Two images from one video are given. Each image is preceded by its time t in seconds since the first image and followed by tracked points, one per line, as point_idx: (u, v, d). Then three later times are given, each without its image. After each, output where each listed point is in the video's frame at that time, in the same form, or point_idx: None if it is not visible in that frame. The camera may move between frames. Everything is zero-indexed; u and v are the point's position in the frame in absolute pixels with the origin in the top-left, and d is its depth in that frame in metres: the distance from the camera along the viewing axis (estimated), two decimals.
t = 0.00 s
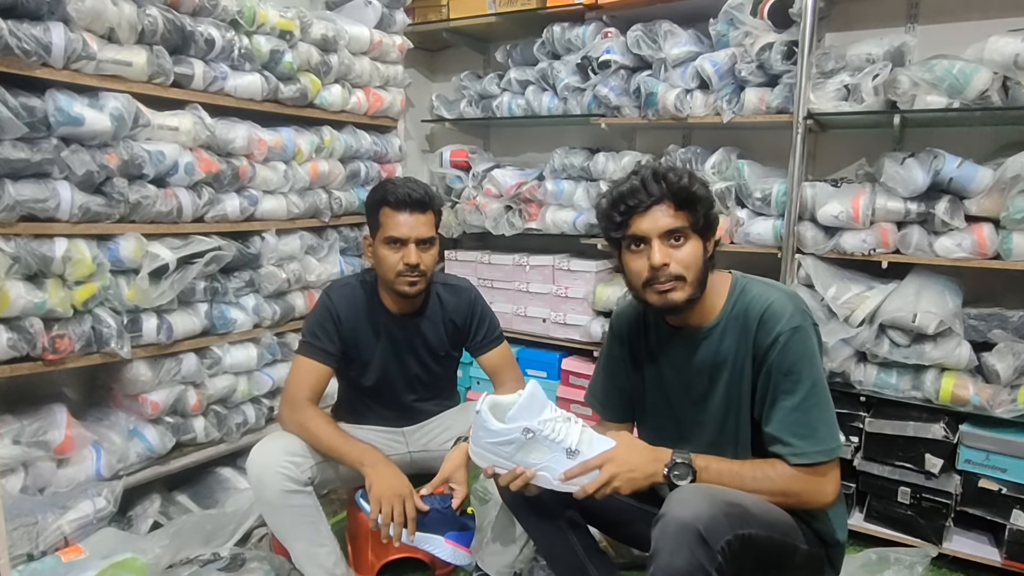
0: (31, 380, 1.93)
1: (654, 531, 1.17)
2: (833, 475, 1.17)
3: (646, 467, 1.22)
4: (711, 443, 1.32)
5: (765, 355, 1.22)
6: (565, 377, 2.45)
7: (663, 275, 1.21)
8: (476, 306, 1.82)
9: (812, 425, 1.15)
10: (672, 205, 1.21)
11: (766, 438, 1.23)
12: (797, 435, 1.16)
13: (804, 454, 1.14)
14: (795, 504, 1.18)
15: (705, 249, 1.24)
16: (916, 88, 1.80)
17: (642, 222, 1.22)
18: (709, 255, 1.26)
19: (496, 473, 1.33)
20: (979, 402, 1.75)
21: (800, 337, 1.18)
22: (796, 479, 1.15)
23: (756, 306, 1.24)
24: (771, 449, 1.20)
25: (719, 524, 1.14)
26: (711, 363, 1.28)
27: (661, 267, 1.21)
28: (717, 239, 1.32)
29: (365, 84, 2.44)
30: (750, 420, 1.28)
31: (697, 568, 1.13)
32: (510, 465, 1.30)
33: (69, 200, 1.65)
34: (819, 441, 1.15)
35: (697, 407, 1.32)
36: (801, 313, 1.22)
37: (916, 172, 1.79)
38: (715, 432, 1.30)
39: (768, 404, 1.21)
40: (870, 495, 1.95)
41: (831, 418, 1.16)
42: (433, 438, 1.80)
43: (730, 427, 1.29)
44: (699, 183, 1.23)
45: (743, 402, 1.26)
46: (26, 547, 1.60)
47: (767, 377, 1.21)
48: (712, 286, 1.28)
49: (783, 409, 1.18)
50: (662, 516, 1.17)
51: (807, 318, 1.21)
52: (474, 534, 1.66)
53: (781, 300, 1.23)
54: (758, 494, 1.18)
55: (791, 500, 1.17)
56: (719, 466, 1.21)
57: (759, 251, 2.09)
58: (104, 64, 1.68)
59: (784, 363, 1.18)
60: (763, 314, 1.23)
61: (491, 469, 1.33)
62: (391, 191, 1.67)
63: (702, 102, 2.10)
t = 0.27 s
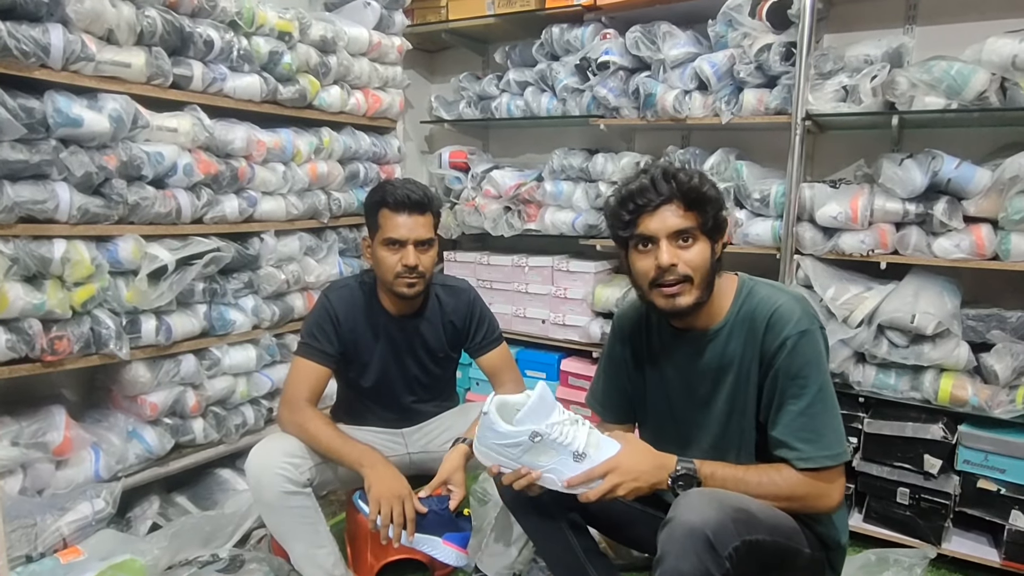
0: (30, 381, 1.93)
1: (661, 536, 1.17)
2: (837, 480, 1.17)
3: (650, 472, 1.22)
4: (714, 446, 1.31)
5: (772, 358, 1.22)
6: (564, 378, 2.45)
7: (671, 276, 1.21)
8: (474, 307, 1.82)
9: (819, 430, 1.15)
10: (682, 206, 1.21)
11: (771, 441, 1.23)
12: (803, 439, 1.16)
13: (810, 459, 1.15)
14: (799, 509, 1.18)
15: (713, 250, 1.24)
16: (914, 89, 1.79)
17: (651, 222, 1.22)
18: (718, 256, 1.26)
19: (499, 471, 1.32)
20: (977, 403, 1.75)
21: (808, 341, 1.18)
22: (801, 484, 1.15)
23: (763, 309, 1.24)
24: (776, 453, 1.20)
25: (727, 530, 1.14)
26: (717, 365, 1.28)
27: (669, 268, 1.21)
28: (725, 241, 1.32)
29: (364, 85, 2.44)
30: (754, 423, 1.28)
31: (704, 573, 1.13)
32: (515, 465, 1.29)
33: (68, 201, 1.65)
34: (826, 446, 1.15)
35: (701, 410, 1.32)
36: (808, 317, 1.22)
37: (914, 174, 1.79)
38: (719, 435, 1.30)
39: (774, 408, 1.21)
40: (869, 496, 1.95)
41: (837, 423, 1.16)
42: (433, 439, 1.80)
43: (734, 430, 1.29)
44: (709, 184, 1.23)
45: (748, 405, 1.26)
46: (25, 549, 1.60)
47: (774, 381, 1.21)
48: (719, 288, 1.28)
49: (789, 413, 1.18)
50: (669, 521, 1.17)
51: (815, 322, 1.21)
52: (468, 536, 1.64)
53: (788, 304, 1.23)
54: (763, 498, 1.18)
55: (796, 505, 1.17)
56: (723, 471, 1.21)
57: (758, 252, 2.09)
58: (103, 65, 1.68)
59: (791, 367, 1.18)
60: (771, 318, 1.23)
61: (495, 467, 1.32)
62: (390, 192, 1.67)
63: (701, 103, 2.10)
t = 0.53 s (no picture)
0: (29, 383, 1.93)
1: (664, 539, 1.17)
2: (838, 482, 1.18)
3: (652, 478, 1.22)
4: (716, 447, 1.32)
5: (775, 360, 1.22)
6: (563, 379, 2.46)
7: (675, 275, 1.21)
8: (472, 309, 1.83)
9: (821, 431, 1.16)
10: (686, 205, 1.22)
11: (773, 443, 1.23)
12: (806, 440, 1.16)
13: (813, 460, 1.15)
14: (801, 512, 1.18)
15: (716, 251, 1.25)
16: (911, 91, 1.80)
17: (655, 221, 1.22)
18: (721, 257, 1.27)
19: (503, 468, 1.33)
20: (975, 404, 1.75)
21: (810, 343, 1.19)
22: (803, 488, 1.16)
23: (766, 310, 1.25)
24: (778, 454, 1.20)
25: (730, 534, 1.14)
26: (719, 366, 1.28)
27: (673, 267, 1.21)
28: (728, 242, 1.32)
29: (363, 87, 2.44)
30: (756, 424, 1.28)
31: None
32: (518, 465, 1.29)
33: (67, 203, 1.65)
34: (828, 448, 1.15)
35: (703, 411, 1.32)
36: (811, 318, 1.22)
37: (912, 176, 1.79)
38: (720, 437, 1.31)
39: (777, 409, 1.21)
40: (867, 497, 1.96)
41: (840, 424, 1.16)
42: (431, 441, 1.80)
43: (736, 432, 1.29)
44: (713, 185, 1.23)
45: (750, 406, 1.26)
46: (23, 550, 1.60)
47: (776, 382, 1.22)
48: (722, 289, 1.28)
49: (792, 414, 1.18)
50: (672, 525, 1.17)
51: (818, 323, 1.22)
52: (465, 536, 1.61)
53: (791, 305, 1.23)
54: (766, 501, 1.18)
55: (799, 508, 1.17)
56: (725, 475, 1.21)
57: (756, 253, 2.09)
58: (102, 67, 1.69)
59: (794, 368, 1.19)
60: (774, 319, 1.23)
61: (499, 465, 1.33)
62: (388, 194, 1.68)
63: (699, 106, 2.10)
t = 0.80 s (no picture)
0: (28, 384, 1.93)
1: (665, 541, 1.16)
2: (838, 482, 1.18)
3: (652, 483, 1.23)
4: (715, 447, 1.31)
5: (775, 359, 1.22)
6: (562, 380, 2.46)
7: (675, 270, 1.21)
8: (472, 309, 1.83)
9: (821, 431, 1.16)
10: (688, 201, 1.22)
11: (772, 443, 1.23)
12: (806, 440, 1.16)
13: (813, 459, 1.15)
14: (799, 514, 1.18)
15: (718, 249, 1.25)
16: (911, 92, 1.80)
17: (657, 216, 1.23)
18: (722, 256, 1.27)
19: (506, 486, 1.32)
20: (974, 406, 1.76)
21: (810, 342, 1.19)
22: (802, 488, 1.16)
23: (766, 310, 1.25)
24: (778, 454, 1.20)
25: (732, 536, 1.13)
26: (719, 366, 1.28)
27: (673, 263, 1.21)
28: (730, 243, 1.32)
29: (362, 87, 2.45)
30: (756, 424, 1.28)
31: None
32: (523, 483, 1.28)
33: (66, 204, 1.65)
34: (828, 447, 1.15)
35: (702, 411, 1.32)
36: (811, 318, 1.22)
37: (911, 177, 1.80)
38: (720, 437, 1.30)
39: (776, 408, 1.21)
40: (866, 498, 1.96)
41: (840, 424, 1.16)
42: (431, 441, 1.80)
43: (735, 432, 1.29)
44: (715, 183, 1.24)
45: (750, 406, 1.26)
46: (22, 551, 1.60)
47: (776, 382, 1.22)
48: (722, 288, 1.29)
49: (792, 413, 1.18)
50: (673, 526, 1.16)
51: (818, 323, 1.22)
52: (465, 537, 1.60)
53: (791, 305, 1.24)
54: (765, 502, 1.18)
55: (799, 509, 1.17)
56: (725, 476, 1.21)
57: (756, 255, 2.09)
58: (101, 68, 1.69)
59: (794, 368, 1.19)
60: (774, 318, 1.23)
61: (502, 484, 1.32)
62: (388, 194, 1.68)
63: (699, 107, 2.11)
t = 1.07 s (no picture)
0: (27, 384, 1.93)
1: (649, 534, 1.18)
2: (832, 485, 1.17)
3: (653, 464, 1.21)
4: (714, 448, 1.31)
5: (774, 361, 1.22)
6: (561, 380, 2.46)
7: (660, 269, 1.22)
8: (472, 310, 1.83)
9: (818, 434, 1.15)
10: (675, 201, 1.22)
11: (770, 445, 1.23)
12: (802, 443, 1.16)
13: (808, 462, 1.15)
14: (790, 511, 1.18)
15: (711, 248, 1.24)
16: (910, 94, 1.80)
17: (645, 216, 1.24)
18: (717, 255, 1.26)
19: (511, 432, 1.27)
20: (974, 407, 1.76)
21: (811, 346, 1.19)
22: (791, 485, 1.16)
23: (767, 312, 1.25)
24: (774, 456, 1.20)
25: (712, 527, 1.15)
26: (719, 367, 1.29)
27: (659, 262, 1.22)
28: (729, 242, 1.31)
29: (362, 88, 2.45)
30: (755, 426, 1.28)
31: (691, 571, 1.15)
32: (534, 426, 1.24)
33: (66, 204, 1.65)
34: (824, 451, 1.15)
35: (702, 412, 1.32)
36: (813, 321, 1.22)
37: (910, 178, 1.80)
38: (719, 438, 1.31)
39: (775, 410, 1.22)
40: (865, 499, 1.96)
41: (837, 428, 1.16)
42: (430, 441, 1.80)
43: (734, 433, 1.29)
44: (706, 182, 1.22)
45: (749, 408, 1.26)
46: (21, 551, 1.60)
47: (775, 384, 1.22)
48: (720, 288, 1.29)
49: (789, 416, 1.18)
50: (656, 519, 1.18)
51: (819, 327, 1.21)
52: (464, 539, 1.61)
53: (793, 308, 1.23)
54: (755, 498, 1.19)
55: (788, 506, 1.17)
56: (724, 469, 1.21)
57: (755, 256, 2.09)
58: (101, 68, 1.69)
59: (793, 371, 1.19)
60: (775, 321, 1.23)
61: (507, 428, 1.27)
62: (388, 195, 1.68)
63: (698, 108, 2.11)
